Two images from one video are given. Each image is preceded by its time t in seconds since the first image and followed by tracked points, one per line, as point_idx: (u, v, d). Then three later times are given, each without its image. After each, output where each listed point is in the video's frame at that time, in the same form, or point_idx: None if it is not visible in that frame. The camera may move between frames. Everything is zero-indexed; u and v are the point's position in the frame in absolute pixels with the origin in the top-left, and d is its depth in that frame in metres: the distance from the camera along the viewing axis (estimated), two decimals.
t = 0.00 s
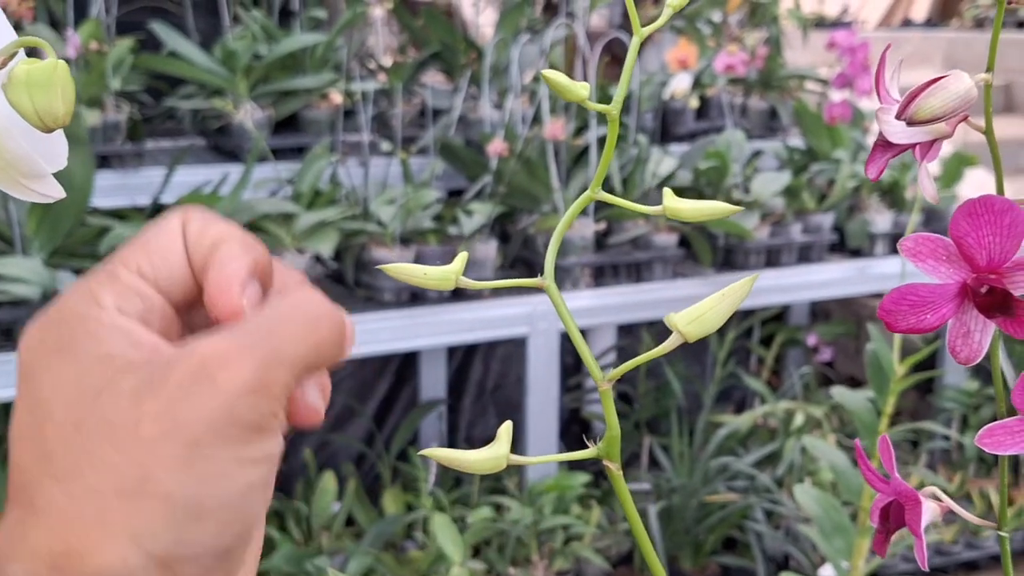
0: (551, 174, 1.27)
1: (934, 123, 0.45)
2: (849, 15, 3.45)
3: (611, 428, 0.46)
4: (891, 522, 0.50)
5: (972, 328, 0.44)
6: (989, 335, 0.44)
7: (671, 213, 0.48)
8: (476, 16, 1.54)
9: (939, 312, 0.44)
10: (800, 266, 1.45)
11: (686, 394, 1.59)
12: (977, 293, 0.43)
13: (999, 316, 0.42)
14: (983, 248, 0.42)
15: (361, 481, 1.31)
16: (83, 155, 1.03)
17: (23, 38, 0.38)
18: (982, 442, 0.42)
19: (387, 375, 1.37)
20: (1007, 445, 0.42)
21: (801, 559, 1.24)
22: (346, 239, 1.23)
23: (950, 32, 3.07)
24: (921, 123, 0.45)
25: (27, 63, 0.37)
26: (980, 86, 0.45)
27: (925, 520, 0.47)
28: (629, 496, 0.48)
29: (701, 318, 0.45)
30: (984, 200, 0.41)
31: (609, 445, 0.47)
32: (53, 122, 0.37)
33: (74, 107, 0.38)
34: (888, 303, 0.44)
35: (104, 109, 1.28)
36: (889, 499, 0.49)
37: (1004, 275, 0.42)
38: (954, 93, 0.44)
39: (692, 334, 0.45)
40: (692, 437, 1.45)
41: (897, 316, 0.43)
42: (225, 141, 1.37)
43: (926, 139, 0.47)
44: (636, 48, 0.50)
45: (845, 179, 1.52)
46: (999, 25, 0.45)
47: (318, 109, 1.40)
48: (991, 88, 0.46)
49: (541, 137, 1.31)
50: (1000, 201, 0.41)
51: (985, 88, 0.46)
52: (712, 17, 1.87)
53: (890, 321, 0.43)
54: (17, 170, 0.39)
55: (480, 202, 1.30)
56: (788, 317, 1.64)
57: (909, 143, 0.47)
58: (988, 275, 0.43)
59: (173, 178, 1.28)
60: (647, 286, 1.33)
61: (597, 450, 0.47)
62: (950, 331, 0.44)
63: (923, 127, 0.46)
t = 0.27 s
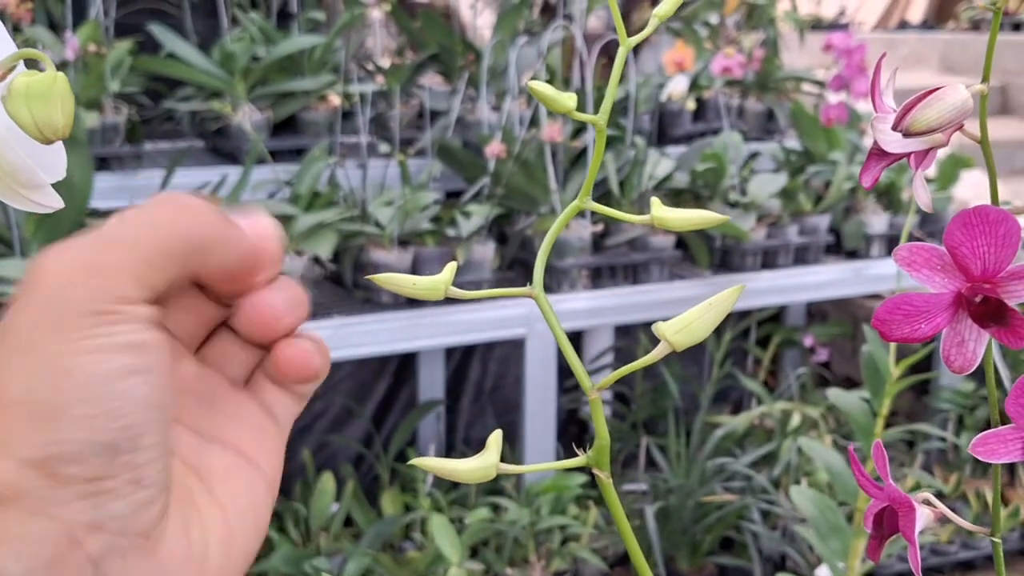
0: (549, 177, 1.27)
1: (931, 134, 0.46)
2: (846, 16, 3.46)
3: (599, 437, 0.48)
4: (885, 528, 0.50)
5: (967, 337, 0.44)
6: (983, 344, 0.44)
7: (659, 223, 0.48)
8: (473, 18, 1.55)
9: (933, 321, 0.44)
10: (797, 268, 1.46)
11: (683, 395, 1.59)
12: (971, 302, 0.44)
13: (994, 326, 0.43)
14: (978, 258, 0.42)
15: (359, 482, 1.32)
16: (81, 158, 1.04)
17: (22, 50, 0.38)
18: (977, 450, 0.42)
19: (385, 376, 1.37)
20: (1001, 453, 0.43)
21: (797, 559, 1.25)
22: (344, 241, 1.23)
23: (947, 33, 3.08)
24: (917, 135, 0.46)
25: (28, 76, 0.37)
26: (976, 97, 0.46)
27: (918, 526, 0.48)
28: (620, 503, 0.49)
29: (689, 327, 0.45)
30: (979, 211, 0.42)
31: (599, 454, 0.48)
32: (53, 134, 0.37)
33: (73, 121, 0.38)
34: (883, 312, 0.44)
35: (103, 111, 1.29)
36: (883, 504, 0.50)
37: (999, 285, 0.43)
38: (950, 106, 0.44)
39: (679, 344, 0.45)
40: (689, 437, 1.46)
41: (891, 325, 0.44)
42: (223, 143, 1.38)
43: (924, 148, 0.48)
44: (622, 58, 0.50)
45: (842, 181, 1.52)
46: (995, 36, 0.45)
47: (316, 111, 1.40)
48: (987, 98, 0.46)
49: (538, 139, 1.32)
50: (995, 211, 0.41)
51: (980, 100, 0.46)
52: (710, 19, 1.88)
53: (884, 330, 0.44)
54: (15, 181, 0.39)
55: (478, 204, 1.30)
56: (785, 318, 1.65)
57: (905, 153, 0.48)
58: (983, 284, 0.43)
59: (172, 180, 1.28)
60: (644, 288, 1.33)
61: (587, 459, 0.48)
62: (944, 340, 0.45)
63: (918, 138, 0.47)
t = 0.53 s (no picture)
0: (547, 177, 1.27)
1: (924, 139, 0.46)
2: (846, 16, 3.46)
3: (603, 443, 0.49)
4: (884, 531, 0.50)
5: (963, 340, 0.44)
6: (979, 347, 0.44)
7: (664, 228, 0.49)
8: (472, 18, 1.54)
9: (929, 324, 0.44)
10: (796, 269, 1.45)
11: (682, 396, 1.59)
12: (967, 305, 0.44)
13: (991, 330, 0.42)
14: (974, 262, 0.42)
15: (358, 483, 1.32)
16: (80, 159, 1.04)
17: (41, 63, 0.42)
18: (973, 453, 0.42)
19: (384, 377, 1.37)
20: (999, 456, 0.43)
21: (797, 560, 1.25)
22: (343, 241, 1.23)
23: (946, 33, 3.08)
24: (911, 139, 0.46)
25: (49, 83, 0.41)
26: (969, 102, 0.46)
27: (917, 530, 0.47)
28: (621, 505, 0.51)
29: (694, 333, 0.46)
30: (974, 215, 0.41)
31: (603, 458, 0.49)
32: (76, 135, 0.41)
33: (94, 122, 0.41)
34: (879, 315, 0.44)
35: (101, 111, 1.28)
36: (881, 507, 0.50)
37: (995, 288, 0.42)
38: (943, 110, 0.44)
39: (684, 348, 0.46)
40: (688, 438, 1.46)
41: (888, 328, 0.44)
42: (221, 144, 1.37)
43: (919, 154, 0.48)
44: (629, 67, 0.52)
45: (841, 182, 1.52)
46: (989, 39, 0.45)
47: (314, 112, 1.40)
48: (981, 103, 0.46)
49: (537, 139, 1.32)
50: (990, 215, 0.41)
51: (973, 104, 0.46)
52: (708, 20, 1.88)
53: (881, 333, 0.44)
54: (34, 190, 0.44)
55: (476, 205, 1.30)
56: (784, 318, 1.65)
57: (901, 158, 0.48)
58: (979, 287, 0.43)
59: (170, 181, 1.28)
60: (643, 288, 1.33)
61: (591, 462, 0.49)
62: (940, 343, 0.44)
63: (913, 143, 0.47)
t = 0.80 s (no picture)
0: (545, 178, 1.27)
1: (922, 145, 0.46)
2: (843, 18, 3.47)
3: (600, 444, 0.50)
4: (880, 532, 0.50)
5: (959, 344, 0.45)
6: (974, 351, 0.44)
7: (661, 231, 0.49)
8: (470, 20, 1.55)
9: (926, 329, 0.44)
10: (794, 270, 1.46)
11: (680, 396, 1.60)
12: (964, 309, 0.44)
13: (986, 334, 0.43)
14: (971, 266, 0.43)
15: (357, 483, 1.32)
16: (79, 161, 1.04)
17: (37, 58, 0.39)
18: (969, 455, 0.43)
19: (383, 377, 1.37)
20: (995, 459, 0.43)
21: (793, 560, 1.25)
22: (342, 243, 1.23)
23: (943, 35, 3.10)
24: (909, 145, 0.46)
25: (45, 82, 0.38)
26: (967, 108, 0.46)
27: (912, 531, 0.48)
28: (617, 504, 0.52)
29: (688, 335, 0.47)
30: (970, 220, 0.42)
31: (600, 458, 0.50)
32: (67, 142, 0.38)
33: (87, 127, 0.38)
34: (876, 320, 0.44)
35: (100, 113, 1.29)
36: (877, 508, 0.50)
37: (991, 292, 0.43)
38: (941, 117, 0.45)
39: (679, 349, 0.46)
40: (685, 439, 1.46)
41: (885, 332, 0.44)
42: (221, 145, 1.37)
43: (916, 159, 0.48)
44: (626, 72, 0.52)
45: (838, 183, 1.52)
46: (986, 45, 0.46)
47: (313, 113, 1.40)
48: (978, 108, 0.47)
49: (535, 141, 1.32)
50: (986, 220, 0.41)
51: (971, 109, 0.47)
52: (706, 21, 1.88)
53: (879, 337, 0.44)
54: (28, 193, 0.40)
55: (475, 206, 1.31)
56: (781, 319, 1.65)
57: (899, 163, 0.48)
58: (975, 292, 0.43)
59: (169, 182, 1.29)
60: (641, 289, 1.34)
61: (590, 463, 0.50)
62: (937, 346, 0.45)
63: (911, 149, 0.47)
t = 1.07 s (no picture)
0: (545, 178, 1.27)
1: (921, 141, 0.47)
2: (842, 19, 3.47)
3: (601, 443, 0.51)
4: (881, 528, 0.50)
5: (960, 339, 0.45)
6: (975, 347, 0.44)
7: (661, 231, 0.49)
8: (470, 20, 1.55)
9: (926, 324, 0.44)
10: (793, 270, 1.46)
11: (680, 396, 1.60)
12: (963, 305, 0.44)
13: (986, 329, 0.43)
14: (970, 262, 0.43)
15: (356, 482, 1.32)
16: (78, 161, 1.04)
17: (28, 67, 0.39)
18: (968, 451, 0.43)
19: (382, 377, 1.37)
20: (994, 454, 0.43)
21: (793, 560, 1.25)
22: (341, 242, 1.23)
23: (942, 35, 3.10)
24: (907, 142, 0.46)
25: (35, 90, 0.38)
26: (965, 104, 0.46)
27: (912, 528, 0.48)
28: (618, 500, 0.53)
29: (690, 335, 0.47)
30: (969, 216, 0.42)
31: (601, 457, 0.51)
32: (55, 153, 0.38)
33: (75, 137, 0.39)
34: (875, 316, 0.44)
35: (100, 113, 1.29)
36: (878, 505, 0.50)
37: (991, 288, 0.43)
38: (939, 113, 0.45)
39: (680, 349, 0.46)
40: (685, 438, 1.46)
41: (884, 327, 0.44)
42: (220, 145, 1.37)
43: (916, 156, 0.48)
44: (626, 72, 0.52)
45: (837, 182, 1.52)
46: (984, 41, 0.46)
47: (313, 113, 1.40)
48: (976, 105, 0.46)
49: (534, 140, 1.32)
50: (985, 216, 0.41)
51: (969, 107, 0.47)
52: (705, 21, 1.88)
53: (878, 332, 0.44)
54: (22, 196, 0.40)
55: (474, 205, 1.31)
56: (781, 318, 1.65)
57: (898, 160, 0.48)
58: (974, 287, 0.44)
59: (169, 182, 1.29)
60: (640, 288, 1.34)
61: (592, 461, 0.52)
62: (937, 342, 0.45)
63: (910, 145, 0.47)
